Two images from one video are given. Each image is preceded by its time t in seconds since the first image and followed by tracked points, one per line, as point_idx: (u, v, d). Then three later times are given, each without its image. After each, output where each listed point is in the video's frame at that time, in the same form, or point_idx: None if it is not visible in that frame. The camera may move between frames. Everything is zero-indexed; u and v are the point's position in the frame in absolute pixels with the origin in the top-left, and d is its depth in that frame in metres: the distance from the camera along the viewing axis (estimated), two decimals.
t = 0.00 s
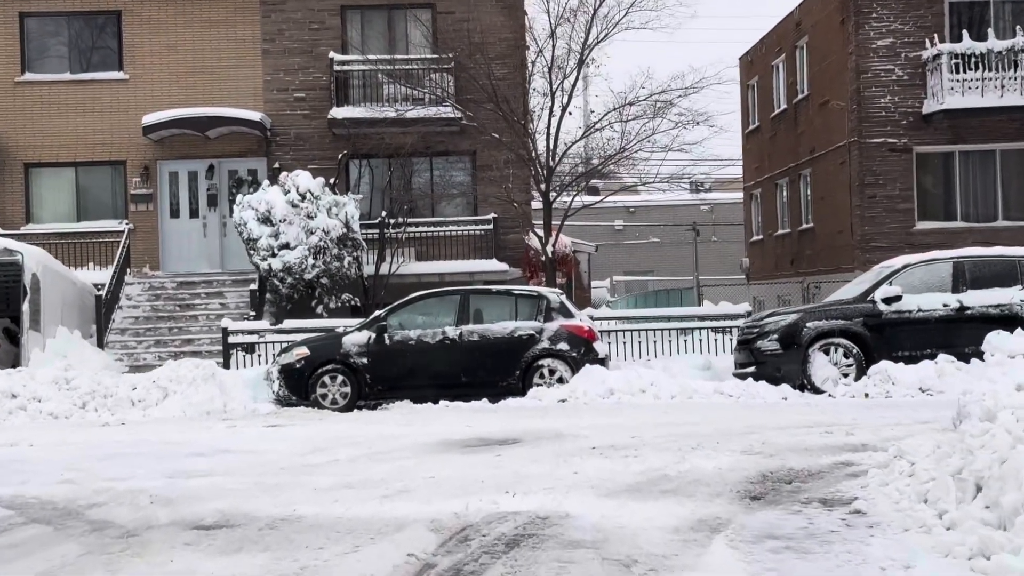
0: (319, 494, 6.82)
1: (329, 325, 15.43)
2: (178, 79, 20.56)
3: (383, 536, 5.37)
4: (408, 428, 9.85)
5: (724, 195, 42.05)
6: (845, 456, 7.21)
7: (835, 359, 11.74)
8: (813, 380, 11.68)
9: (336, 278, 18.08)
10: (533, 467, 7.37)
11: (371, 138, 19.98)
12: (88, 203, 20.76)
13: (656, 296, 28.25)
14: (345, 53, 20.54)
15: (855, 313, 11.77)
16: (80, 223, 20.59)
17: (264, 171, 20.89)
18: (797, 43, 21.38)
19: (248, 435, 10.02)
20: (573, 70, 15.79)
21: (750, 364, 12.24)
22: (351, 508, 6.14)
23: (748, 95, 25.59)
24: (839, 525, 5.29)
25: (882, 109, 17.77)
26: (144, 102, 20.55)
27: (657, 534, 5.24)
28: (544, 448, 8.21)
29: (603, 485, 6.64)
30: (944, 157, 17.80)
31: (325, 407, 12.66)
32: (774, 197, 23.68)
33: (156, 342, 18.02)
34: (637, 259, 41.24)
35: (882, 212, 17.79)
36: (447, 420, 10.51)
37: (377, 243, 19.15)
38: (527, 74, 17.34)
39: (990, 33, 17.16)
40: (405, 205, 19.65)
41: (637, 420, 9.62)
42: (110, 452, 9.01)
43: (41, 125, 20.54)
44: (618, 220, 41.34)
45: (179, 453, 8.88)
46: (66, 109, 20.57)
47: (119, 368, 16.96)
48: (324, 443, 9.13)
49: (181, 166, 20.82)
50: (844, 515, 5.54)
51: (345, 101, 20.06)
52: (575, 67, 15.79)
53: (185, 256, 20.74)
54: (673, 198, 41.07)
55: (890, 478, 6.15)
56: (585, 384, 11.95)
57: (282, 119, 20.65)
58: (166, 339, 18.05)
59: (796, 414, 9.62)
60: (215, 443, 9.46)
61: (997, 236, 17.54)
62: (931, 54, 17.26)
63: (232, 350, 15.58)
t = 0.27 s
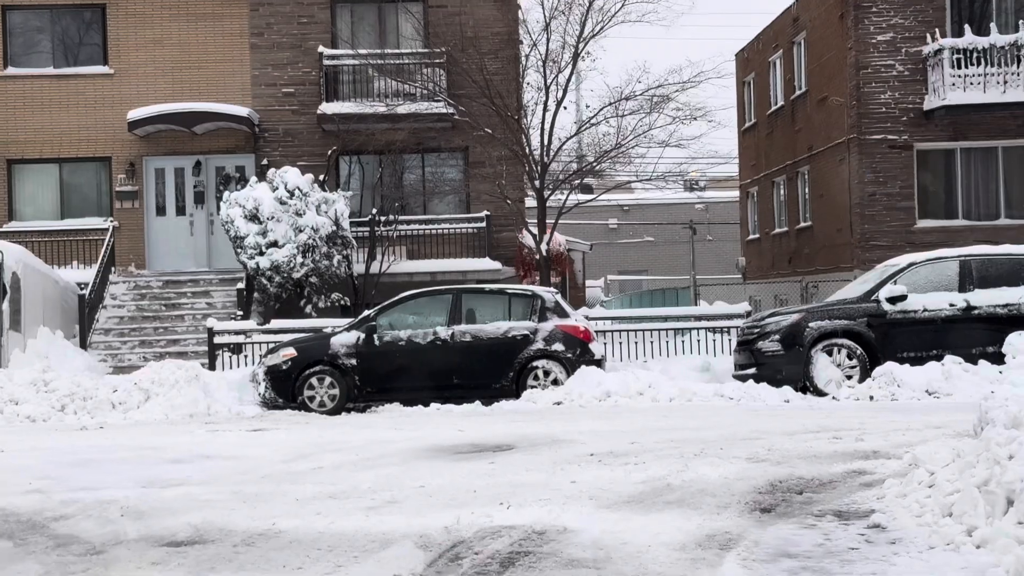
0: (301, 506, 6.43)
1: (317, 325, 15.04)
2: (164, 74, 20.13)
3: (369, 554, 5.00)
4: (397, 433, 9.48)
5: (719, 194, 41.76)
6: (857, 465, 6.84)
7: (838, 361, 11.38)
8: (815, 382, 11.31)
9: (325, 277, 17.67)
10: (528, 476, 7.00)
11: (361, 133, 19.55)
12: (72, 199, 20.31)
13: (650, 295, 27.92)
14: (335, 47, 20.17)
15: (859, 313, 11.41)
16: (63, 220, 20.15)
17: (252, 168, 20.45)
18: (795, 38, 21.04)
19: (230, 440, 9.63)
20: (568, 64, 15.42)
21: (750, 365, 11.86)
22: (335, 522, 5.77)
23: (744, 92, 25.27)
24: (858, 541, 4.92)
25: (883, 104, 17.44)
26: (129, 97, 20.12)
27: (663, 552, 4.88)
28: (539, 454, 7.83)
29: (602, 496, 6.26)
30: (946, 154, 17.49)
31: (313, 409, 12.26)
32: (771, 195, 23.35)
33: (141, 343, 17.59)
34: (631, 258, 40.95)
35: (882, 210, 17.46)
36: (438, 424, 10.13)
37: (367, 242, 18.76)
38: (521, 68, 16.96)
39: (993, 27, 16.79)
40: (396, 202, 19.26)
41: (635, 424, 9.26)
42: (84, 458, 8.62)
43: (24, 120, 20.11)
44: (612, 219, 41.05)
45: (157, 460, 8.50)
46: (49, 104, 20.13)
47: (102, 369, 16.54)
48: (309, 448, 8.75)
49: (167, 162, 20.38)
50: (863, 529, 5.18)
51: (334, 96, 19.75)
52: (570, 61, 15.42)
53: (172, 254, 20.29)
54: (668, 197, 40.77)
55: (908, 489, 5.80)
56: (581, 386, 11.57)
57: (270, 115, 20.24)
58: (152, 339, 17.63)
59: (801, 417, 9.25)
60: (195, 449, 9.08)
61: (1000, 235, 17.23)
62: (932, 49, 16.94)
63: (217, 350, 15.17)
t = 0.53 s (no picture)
0: (278, 520, 6.03)
1: (302, 326, 14.62)
2: (146, 69, 19.67)
3: None
4: (383, 438, 9.08)
5: (711, 193, 41.48)
6: (868, 474, 6.47)
7: (840, 363, 11.02)
8: (816, 386, 10.95)
9: (311, 276, 17.25)
10: (521, 486, 6.62)
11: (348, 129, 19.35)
12: (53, 197, 19.84)
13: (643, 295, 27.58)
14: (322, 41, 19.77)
15: (861, 314, 11.06)
16: (44, 219, 19.69)
17: (236, 165, 19.98)
18: (790, 34, 20.72)
19: (209, 446, 9.22)
20: (561, 58, 15.04)
21: (748, 368, 11.49)
22: (314, 539, 5.37)
23: (738, 89, 24.94)
24: (879, 560, 4.55)
25: (880, 101, 17.13)
26: (111, 92, 19.67)
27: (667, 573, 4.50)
28: (532, 462, 7.44)
29: (599, 509, 5.88)
30: (944, 151, 17.19)
31: (297, 413, 11.85)
32: (765, 194, 23.03)
33: (122, 344, 17.14)
34: (623, 258, 40.65)
35: (879, 208, 17.15)
36: (426, 429, 9.73)
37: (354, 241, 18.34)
38: (511, 62, 16.57)
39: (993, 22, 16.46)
40: (384, 200, 18.85)
41: (631, 429, 8.88)
42: (54, 466, 8.21)
43: (3, 116, 19.65)
44: (603, 219, 40.76)
45: (130, 468, 8.09)
46: (29, 100, 19.67)
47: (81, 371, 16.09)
48: (291, 455, 8.35)
49: (149, 159, 19.92)
50: (883, 546, 4.80)
51: (321, 91, 19.36)
52: (562, 54, 15.04)
53: (155, 254, 19.82)
54: (659, 196, 40.47)
55: (927, 501, 5.43)
56: (574, 389, 11.19)
57: (255, 111, 19.80)
58: (133, 340, 17.17)
59: (803, 422, 8.89)
60: (171, 456, 8.67)
61: (1000, 233, 16.92)
62: (932, 44, 16.63)
63: (199, 351, 14.74)
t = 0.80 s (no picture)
0: (247, 534, 5.63)
1: (282, 326, 14.18)
2: (124, 63, 19.18)
3: None
4: (363, 444, 8.68)
5: (699, 191, 41.20)
6: (874, 482, 6.11)
7: (836, 364, 10.68)
8: (811, 387, 10.62)
9: (292, 274, 16.81)
10: (508, 495, 6.24)
11: (332, 127, 18.68)
12: (28, 194, 19.33)
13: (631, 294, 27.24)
14: (303, 34, 19.33)
15: (858, 313, 10.72)
16: (19, 216, 19.17)
17: (216, 161, 19.52)
18: (781, 30, 20.41)
19: (180, 452, 8.80)
20: (549, 50, 14.64)
21: (742, 369, 11.14)
22: (284, 557, 4.98)
23: (728, 86, 24.62)
24: None
25: (874, 97, 16.82)
26: (88, 86, 19.17)
27: None
28: (518, 469, 7.06)
29: (591, 521, 5.50)
30: (939, 148, 16.89)
31: (276, 416, 11.43)
32: (755, 192, 22.72)
33: (98, 344, 16.66)
34: (611, 257, 40.34)
35: (872, 206, 16.85)
36: (408, 433, 9.34)
37: (337, 238, 17.92)
38: (498, 55, 16.14)
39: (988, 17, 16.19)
40: (367, 197, 18.42)
41: (622, 433, 8.51)
42: (15, 475, 7.78)
43: None
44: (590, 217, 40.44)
45: (96, 476, 7.68)
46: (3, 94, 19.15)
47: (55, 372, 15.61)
48: (265, 462, 7.95)
49: (127, 155, 19.43)
50: (900, 564, 4.45)
51: (303, 86, 18.93)
52: (550, 47, 14.65)
53: (133, 252, 19.32)
54: (647, 194, 40.17)
55: (943, 514, 5.07)
56: (562, 391, 10.82)
57: (236, 106, 19.33)
58: (109, 341, 16.70)
59: (801, 426, 8.54)
60: (140, 462, 8.25)
61: (995, 231, 16.64)
62: (926, 39, 16.31)
63: (176, 352, 14.30)
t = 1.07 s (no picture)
0: (206, 551, 5.22)
1: (257, 326, 13.74)
2: (97, 57, 18.68)
3: None
4: (337, 450, 8.28)
5: (685, 190, 40.94)
6: (877, 493, 5.75)
7: (828, 365, 10.34)
8: (803, 390, 10.28)
9: (269, 273, 16.36)
10: (488, 507, 5.85)
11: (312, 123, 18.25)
12: None
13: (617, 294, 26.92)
14: (281, 28, 18.89)
15: (851, 313, 10.39)
16: None
17: (193, 157, 19.05)
18: (769, 25, 20.11)
19: (144, 458, 8.36)
20: (533, 43, 14.26)
21: (731, 371, 10.77)
22: None
23: (714, 83, 24.31)
24: None
25: (863, 92, 16.54)
26: (60, 81, 18.66)
27: None
28: (499, 478, 6.66)
29: (576, 537, 5.11)
30: (930, 145, 16.62)
31: (249, 420, 10.99)
32: (742, 190, 22.42)
33: (69, 344, 16.16)
34: (596, 256, 40.05)
35: (862, 204, 16.56)
36: (386, 438, 8.93)
37: (316, 237, 17.48)
38: (481, 49, 15.75)
39: (980, 11, 15.91)
40: (347, 194, 17.99)
41: (609, 438, 8.14)
42: None
43: None
44: (575, 216, 40.14)
45: (52, 486, 7.23)
46: None
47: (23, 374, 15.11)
48: (233, 470, 7.52)
49: (101, 151, 18.93)
50: None
51: (282, 81, 18.65)
52: (534, 40, 14.27)
53: (107, 250, 18.81)
54: (633, 193, 39.89)
55: (954, 529, 4.73)
56: (546, 393, 10.44)
57: (213, 101, 18.86)
58: (81, 341, 16.20)
59: (794, 431, 8.18)
60: (101, 471, 7.82)
61: (986, 230, 16.38)
62: (916, 33, 16.04)
63: (148, 353, 13.84)
